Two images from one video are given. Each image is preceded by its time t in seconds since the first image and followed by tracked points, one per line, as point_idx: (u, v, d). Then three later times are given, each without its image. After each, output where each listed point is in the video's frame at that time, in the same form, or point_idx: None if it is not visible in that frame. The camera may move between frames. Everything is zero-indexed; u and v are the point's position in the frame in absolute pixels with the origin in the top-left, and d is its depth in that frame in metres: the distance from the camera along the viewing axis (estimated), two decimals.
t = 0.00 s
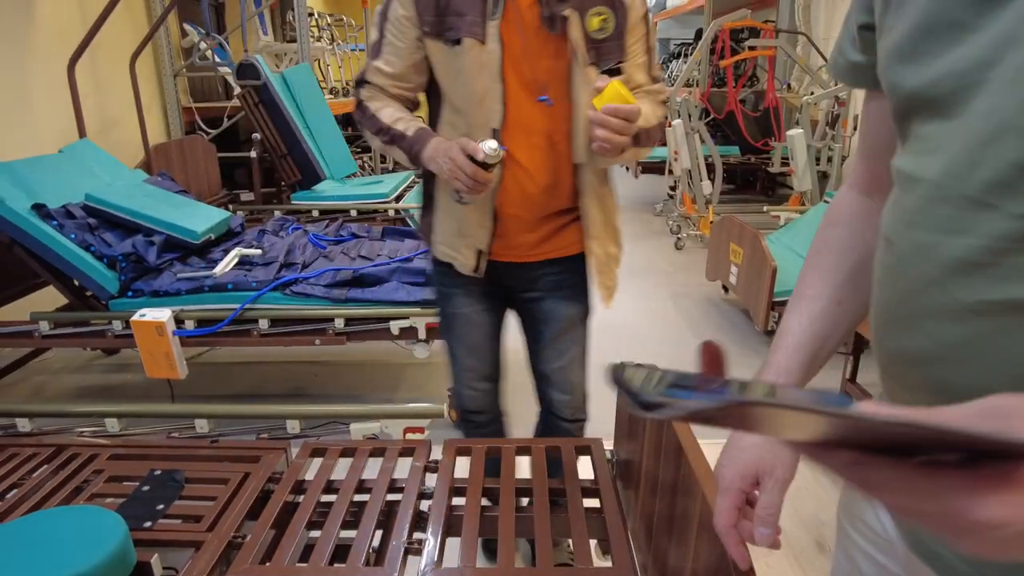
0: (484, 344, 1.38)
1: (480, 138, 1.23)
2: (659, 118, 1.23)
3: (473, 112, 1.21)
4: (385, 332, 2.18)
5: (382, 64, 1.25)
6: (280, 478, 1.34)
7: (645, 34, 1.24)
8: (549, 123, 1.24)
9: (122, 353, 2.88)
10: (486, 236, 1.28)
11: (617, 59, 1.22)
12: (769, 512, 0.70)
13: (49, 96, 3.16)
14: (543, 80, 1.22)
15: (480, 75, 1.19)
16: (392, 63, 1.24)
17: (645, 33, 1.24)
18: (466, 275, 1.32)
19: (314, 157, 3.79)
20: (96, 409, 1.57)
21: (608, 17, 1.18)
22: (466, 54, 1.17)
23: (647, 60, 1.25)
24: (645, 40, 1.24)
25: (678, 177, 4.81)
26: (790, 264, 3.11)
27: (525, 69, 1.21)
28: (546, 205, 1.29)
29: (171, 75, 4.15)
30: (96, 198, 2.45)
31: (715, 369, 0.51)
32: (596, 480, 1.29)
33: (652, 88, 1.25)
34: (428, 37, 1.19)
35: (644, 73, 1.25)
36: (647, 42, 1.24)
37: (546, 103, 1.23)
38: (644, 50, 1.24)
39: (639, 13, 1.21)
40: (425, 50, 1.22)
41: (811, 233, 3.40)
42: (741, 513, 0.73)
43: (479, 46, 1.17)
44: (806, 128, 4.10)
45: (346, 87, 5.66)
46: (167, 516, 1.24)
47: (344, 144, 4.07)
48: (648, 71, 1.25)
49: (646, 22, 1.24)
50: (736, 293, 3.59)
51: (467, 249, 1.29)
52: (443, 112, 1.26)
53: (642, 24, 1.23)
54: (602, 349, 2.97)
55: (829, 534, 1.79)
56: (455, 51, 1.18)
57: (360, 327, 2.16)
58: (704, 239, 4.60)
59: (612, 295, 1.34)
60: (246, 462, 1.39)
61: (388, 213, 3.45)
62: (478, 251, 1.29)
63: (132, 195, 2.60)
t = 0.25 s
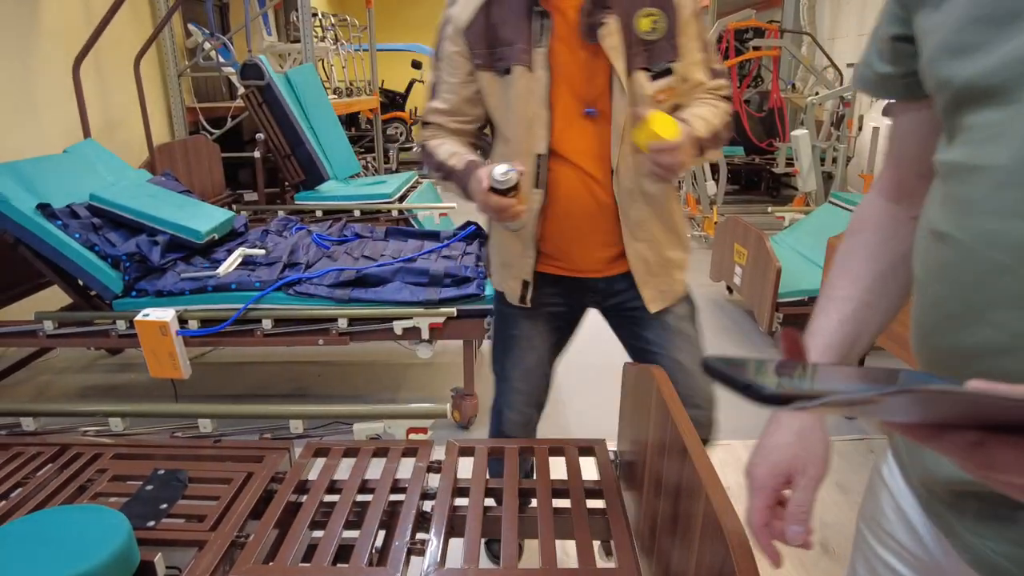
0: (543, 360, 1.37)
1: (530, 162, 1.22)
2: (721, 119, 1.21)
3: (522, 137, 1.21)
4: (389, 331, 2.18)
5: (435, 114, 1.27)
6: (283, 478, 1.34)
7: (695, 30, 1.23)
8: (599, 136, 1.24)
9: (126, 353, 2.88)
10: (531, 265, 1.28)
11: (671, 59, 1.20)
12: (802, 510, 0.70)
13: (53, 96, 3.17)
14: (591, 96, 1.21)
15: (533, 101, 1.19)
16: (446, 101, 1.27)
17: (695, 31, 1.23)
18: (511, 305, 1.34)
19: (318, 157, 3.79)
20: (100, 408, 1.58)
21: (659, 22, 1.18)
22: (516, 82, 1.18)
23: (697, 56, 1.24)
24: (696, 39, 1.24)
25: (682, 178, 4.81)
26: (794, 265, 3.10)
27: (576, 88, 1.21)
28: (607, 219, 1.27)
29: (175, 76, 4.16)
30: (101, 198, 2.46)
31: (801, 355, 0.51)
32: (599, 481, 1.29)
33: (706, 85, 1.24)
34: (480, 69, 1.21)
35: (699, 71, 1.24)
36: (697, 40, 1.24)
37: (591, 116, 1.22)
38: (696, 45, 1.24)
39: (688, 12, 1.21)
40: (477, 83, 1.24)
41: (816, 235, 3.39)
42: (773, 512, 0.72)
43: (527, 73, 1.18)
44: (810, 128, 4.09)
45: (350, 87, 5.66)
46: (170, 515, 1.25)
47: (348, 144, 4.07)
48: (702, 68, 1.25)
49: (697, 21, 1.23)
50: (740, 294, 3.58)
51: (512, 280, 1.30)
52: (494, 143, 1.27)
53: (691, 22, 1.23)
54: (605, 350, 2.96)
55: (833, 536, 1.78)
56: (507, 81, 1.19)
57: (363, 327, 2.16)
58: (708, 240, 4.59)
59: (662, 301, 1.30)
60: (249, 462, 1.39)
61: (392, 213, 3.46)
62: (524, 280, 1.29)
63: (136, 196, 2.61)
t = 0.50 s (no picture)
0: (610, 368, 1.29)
1: (606, 165, 1.15)
2: (849, 156, 1.03)
3: (604, 139, 1.15)
4: (393, 331, 2.19)
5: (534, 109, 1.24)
6: (287, 477, 1.35)
7: (837, 47, 1.03)
8: (696, 152, 1.13)
9: (131, 352, 2.89)
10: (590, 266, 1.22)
11: (794, 79, 1.03)
12: (871, 509, 0.68)
13: (59, 96, 3.18)
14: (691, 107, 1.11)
15: (623, 105, 1.13)
16: (549, 90, 1.22)
17: (837, 49, 1.03)
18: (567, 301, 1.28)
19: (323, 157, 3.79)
20: (105, 406, 1.58)
21: (788, 38, 1.01)
22: (612, 83, 1.12)
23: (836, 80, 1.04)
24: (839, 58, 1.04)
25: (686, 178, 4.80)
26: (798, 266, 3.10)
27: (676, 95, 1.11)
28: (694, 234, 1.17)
29: (180, 76, 4.16)
30: (106, 197, 2.46)
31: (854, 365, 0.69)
32: (605, 480, 1.29)
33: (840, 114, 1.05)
34: (583, 62, 1.17)
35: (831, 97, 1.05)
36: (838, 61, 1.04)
37: (686, 130, 1.12)
38: (837, 65, 1.04)
39: (831, 24, 1.02)
40: (579, 78, 1.18)
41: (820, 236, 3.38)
42: (842, 509, 0.71)
43: (624, 74, 1.11)
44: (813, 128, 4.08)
45: (353, 87, 5.67)
46: (175, 513, 1.25)
47: (352, 144, 4.08)
48: (837, 95, 1.05)
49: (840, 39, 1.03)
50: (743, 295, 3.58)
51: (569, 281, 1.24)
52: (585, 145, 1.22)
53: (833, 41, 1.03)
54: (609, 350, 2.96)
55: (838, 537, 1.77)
56: (603, 79, 1.14)
57: (368, 326, 2.17)
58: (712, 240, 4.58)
59: (735, 331, 1.15)
60: (254, 460, 1.40)
61: (396, 213, 3.47)
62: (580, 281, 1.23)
63: (141, 195, 2.61)
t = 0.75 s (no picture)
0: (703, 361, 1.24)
1: (715, 162, 1.04)
2: (970, 151, 0.95)
3: (709, 134, 1.03)
4: (398, 330, 2.20)
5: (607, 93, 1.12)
6: (293, 474, 1.35)
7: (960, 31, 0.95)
8: (810, 147, 1.00)
9: (136, 350, 2.90)
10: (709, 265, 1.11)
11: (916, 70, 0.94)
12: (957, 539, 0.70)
13: (65, 95, 3.19)
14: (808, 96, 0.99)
15: (733, 97, 1.00)
16: (628, 70, 1.11)
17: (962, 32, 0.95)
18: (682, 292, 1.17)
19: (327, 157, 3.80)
20: (112, 404, 1.59)
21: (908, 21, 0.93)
22: (712, 72, 1.00)
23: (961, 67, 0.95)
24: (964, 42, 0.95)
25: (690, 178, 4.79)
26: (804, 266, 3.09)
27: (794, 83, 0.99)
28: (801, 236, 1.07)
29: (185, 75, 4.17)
30: (112, 196, 2.47)
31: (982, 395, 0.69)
32: (610, 479, 1.29)
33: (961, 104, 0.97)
34: (674, 48, 1.05)
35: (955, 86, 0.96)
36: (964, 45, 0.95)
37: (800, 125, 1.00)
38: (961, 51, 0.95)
39: (959, 6, 0.94)
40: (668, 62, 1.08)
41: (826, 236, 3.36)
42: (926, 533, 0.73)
43: (729, 64, 0.99)
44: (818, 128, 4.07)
45: (358, 87, 5.68)
46: (181, 510, 1.25)
47: (356, 143, 4.09)
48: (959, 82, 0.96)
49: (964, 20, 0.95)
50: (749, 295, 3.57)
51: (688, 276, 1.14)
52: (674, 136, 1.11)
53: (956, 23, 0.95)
54: (614, 350, 2.96)
55: (843, 537, 1.77)
56: (703, 68, 1.02)
57: (373, 325, 2.18)
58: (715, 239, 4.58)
59: (866, 348, 1.09)
60: (260, 458, 1.40)
61: (400, 212, 3.48)
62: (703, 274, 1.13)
63: (147, 194, 2.62)
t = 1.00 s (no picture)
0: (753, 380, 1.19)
1: (767, 177, 1.03)
2: (1019, 144, 0.94)
3: (762, 148, 1.01)
4: (402, 329, 2.20)
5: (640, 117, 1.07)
6: (298, 473, 1.35)
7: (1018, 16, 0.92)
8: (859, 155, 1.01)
9: (141, 349, 2.91)
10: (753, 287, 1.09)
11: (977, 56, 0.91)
12: None
13: (72, 94, 3.20)
14: (857, 104, 0.98)
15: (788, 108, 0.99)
16: (664, 83, 1.05)
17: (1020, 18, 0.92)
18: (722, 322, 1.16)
19: (332, 156, 3.81)
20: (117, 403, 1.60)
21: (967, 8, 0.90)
22: (764, 86, 0.98)
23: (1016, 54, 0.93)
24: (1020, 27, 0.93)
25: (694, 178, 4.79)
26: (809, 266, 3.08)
27: (844, 90, 0.98)
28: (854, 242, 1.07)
29: (191, 75, 4.19)
30: (118, 195, 2.48)
31: None
32: (615, 479, 1.29)
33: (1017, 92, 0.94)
34: (715, 62, 1.01)
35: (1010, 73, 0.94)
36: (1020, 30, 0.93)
37: (849, 131, 0.99)
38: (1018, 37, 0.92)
39: None
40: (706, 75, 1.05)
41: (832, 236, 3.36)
42: None
43: (780, 75, 0.97)
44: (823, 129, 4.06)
45: (362, 87, 5.68)
46: (187, 509, 1.25)
47: (361, 143, 4.09)
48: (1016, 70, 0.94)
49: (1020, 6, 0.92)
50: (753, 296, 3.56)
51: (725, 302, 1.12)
52: (716, 153, 1.09)
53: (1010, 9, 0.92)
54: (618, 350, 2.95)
55: (848, 538, 1.76)
56: (750, 81, 1.00)
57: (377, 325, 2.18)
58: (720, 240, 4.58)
59: (942, 354, 1.07)
60: (264, 457, 1.40)
61: (405, 212, 3.48)
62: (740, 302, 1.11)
63: (153, 193, 2.63)
